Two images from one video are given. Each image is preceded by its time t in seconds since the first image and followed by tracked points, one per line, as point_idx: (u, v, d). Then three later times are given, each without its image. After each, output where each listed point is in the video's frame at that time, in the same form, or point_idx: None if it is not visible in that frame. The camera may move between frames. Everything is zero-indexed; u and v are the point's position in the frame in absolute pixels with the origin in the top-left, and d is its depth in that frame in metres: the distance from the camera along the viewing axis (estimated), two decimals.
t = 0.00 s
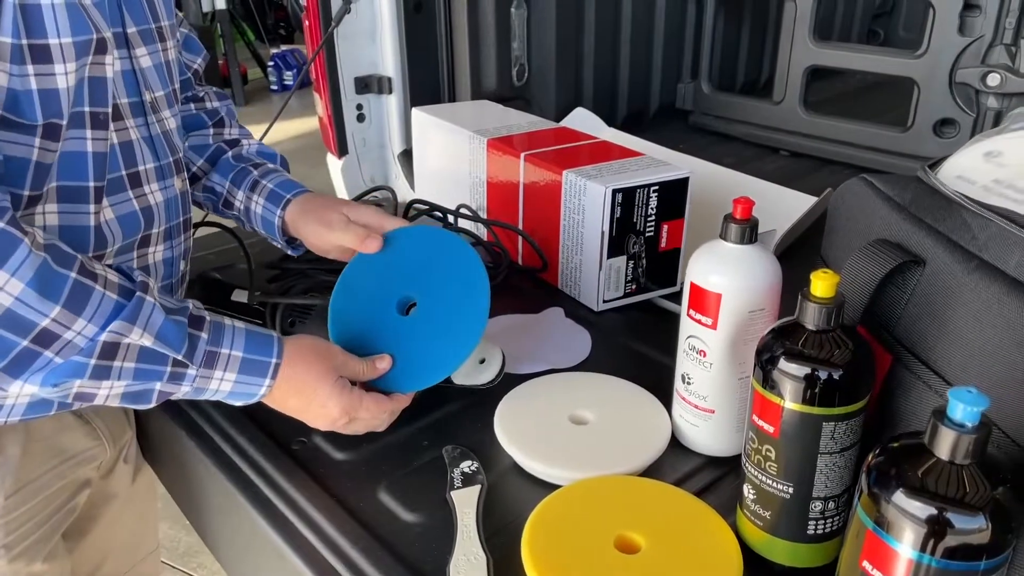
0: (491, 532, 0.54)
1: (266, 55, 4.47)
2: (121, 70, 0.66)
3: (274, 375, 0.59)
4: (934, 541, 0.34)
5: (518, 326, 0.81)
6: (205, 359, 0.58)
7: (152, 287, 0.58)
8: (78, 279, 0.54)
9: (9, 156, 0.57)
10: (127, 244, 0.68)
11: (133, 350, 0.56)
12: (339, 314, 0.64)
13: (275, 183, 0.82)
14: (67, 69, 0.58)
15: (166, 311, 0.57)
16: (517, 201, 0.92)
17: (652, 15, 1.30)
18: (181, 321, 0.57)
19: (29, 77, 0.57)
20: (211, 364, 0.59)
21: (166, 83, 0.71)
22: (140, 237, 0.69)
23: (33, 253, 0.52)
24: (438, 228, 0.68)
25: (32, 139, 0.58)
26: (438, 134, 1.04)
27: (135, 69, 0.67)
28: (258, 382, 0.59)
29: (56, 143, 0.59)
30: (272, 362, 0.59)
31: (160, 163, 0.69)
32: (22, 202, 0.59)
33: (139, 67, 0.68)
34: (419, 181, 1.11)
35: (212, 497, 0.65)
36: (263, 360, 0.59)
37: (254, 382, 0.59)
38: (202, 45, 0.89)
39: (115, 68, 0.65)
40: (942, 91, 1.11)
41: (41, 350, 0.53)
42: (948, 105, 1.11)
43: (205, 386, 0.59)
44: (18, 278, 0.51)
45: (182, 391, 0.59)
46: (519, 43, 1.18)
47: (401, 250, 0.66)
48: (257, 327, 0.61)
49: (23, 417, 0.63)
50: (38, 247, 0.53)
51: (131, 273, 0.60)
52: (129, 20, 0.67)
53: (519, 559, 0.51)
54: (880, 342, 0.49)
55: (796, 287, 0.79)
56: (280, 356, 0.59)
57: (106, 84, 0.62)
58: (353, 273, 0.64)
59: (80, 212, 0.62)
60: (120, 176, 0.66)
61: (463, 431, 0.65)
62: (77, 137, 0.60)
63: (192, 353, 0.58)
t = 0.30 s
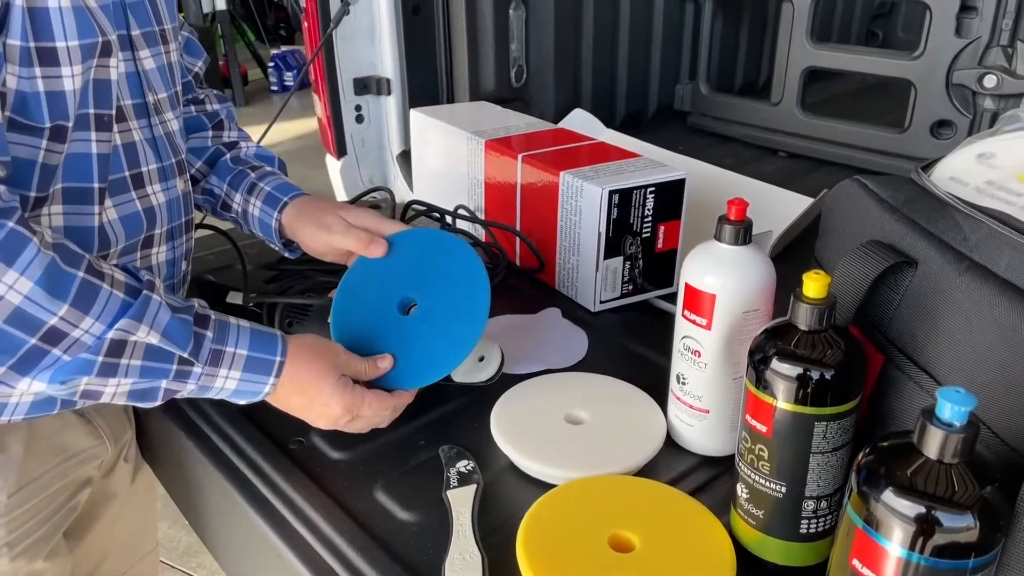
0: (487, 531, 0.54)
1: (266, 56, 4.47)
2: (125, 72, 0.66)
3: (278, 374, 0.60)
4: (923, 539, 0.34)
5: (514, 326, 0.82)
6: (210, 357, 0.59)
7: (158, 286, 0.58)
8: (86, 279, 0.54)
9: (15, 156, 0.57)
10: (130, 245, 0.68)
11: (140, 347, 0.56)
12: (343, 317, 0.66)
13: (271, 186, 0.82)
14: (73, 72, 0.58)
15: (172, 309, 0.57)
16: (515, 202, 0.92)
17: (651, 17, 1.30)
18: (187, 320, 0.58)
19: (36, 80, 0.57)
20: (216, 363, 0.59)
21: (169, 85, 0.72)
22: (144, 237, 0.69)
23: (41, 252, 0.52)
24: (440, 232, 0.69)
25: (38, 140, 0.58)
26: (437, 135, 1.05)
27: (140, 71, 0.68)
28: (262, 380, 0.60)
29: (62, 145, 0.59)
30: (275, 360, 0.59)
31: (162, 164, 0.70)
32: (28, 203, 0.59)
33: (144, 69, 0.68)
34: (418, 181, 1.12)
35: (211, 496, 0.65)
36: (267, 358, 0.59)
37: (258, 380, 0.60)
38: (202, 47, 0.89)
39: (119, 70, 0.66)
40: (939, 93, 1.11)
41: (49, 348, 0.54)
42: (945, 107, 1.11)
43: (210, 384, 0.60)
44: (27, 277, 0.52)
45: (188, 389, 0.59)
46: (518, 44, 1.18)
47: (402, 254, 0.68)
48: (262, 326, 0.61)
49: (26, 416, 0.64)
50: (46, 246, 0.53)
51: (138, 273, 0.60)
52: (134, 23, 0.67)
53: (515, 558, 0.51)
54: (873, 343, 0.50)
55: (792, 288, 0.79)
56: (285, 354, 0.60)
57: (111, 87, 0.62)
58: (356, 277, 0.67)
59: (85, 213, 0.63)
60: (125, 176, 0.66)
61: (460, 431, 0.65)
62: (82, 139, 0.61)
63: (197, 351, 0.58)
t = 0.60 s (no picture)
0: (482, 528, 0.55)
1: (265, 57, 4.48)
2: (126, 72, 0.67)
3: (275, 372, 0.60)
4: (910, 533, 0.35)
5: (511, 325, 0.82)
6: (208, 355, 0.59)
7: (157, 285, 0.59)
8: (84, 277, 0.55)
9: (16, 155, 0.58)
10: (131, 243, 0.69)
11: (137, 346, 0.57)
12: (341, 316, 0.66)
13: (273, 185, 0.83)
14: (75, 73, 0.59)
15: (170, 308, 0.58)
16: (513, 202, 0.93)
17: (648, 18, 1.30)
18: (184, 318, 0.58)
19: (38, 81, 0.58)
20: (213, 361, 0.59)
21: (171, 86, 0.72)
22: (145, 236, 0.70)
23: (40, 251, 0.53)
24: (438, 232, 0.70)
25: (40, 140, 0.58)
26: (435, 135, 1.05)
27: (141, 72, 0.68)
28: (260, 379, 0.60)
29: (63, 145, 0.60)
30: (272, 359, 0.60)
31: (163, 163, 0.70)
32: (30, 202, 0.60)
33: (145, 69, 0.69)
34: (416, 181, 1.12)
35: (210, 493, 0.66)
36: (264, 357, 0.60)
37: (256, 379, 0.60)
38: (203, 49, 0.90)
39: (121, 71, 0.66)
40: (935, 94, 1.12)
41: (47, 345, 0.54)
42: (940, 108, 1.12)
43: (207, 382, 0.60)
44: (25, 276, 0.52)
45: (185, 387, 0.60)
46: (515, 45, 1.19)
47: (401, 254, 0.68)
48: (259, 325, 0.62)
49: (29, 414, 0.64)
50: (45, 246, 0.54)
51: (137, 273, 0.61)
52: (135, 24, 0.68)
53: (510, 554, 0.52)
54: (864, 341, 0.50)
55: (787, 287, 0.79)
56: (281, 354, 0.60)
57: (113, 87, 0.63)
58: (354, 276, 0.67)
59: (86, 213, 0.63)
60: (125, 176, 0.67)
61: (456, 429, 0.65)
62: (84, 139, 0.61)
63: (194, 349, 0.59)
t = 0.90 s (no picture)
0: (476, 523, 0.55)
1: (265, 58, 4.50)
2: (115, 67, 0.67)
3: (282, 364, 0.61)
4: (896, 525, 0.35)
5: (507, 323, 0.83)
6: (214, 348, 0.59)
7: (161, 280, 0.59)
8: (88, 273, 0.55)
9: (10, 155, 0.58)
10: (125, 241, 0.70)
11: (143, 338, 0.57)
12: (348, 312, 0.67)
13: (298, 164, 0.83)
14: (63, 71, 0.59)
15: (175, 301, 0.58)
16: (509, 200, 0.93)
17: (644, 17, 1.31)
18: (189, 310, 0.58)
19: (27, 79, 0.58)
20: (219, 354, 0.60)
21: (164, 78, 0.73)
22: (137, 232, 0.71)
23: (43, 249, 0.53)
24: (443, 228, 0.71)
25: (33, 138, 0.59)
26: (432, 135, 1.06)
27: (130, 67, 0.68)
28: (267, 371, 0.60)
29: (54, 144, 0.60)
30: (279, 351, 0.60)
31: (155, 159, 0.71)
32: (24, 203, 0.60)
33: (135, 64, 0.69)
34: (413, 181, 1.13)
35: (206, 489, 0.66)
36: (270, 348, 0.60)
37: (262, 371, 0.60)
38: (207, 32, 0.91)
39: (110, 66, 0.66)
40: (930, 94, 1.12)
41: (55, 341, 0.55)
42: (935, 107, 1.13)
43: (214, 376, 0.60)
44: (30, 273, 0.53)
45: (192, 381, 0.60)
46: (512, 45, 1.19)
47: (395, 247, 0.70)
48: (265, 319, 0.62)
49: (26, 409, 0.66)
50: (49, 243, 0.54)
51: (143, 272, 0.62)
52: (125, 17, 0.69)
53: (503, 549, 0.52)
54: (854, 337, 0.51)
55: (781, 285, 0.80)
56: (287, 345, 0.61)
57: (103, 84, 0.63)
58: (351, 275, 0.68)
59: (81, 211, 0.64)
60: (117, 173, 0.68)
61: (452, 426, 0.66)
62: (76, 137, 0.62)
63: (200, 342, 0.59)
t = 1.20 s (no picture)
0: (470, 520, 0.55)
1: (262, 59, 4.50)
2: (97, 63, 0.66)
3: (327, 354, 0.62)
4: (885, 519, 0.35)
5: (502, 322, 0.83)
6: (265, 337, 0.60)
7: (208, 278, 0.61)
8: (148, 266, 0.57)
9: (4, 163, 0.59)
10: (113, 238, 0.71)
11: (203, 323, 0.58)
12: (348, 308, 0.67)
13: (309, 170, 0.84)
14: (42, 73, 0.59)
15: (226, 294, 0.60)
16: (504, 200, 0.93)
17: (639, 17, 1.31)
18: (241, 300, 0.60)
19: (11, 80, 0.58)
20: (270, 343, 0.60)
21: (151, 71, 0.73)
22: (126, 230, 0.72)
23: (106, 241, 0.55)
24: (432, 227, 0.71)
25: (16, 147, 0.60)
26: (428, 134, 1.06)
27: (113, 62, 0.67)
28: (315, 359, 0.61)
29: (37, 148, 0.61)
30: (323, 341, 0.62)
31: (141, 155, 0.71)
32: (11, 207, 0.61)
33: (117, 58, 0.68)
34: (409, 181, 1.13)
35: (201, 487, 0.66)
36: (316, 337, 0.61)
37: (311, 359, 0.61)
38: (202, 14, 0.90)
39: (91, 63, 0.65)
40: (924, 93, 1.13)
41: (120, 328, 0.55)
42: (930, 107, 1.13)
43: (265, 366, 0.61)
44: (98, 263, 0.54)
45: (244, 372, 0.60)
46: (508, 45, 1.20)
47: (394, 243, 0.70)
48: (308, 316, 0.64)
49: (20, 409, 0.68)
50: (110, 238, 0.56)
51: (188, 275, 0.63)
52: (107, 8, 0.68)
53: (497, 546, 0.52)
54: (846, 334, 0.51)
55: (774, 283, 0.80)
56: (331, 336, 0.62)
57: (82, 82, 0.63)
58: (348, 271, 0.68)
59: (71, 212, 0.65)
60: (105, 171, 0.68)
61: (446, 424, 0.66)
62: (59, 138, 0.62)
63: (253, 329, 0.60)
